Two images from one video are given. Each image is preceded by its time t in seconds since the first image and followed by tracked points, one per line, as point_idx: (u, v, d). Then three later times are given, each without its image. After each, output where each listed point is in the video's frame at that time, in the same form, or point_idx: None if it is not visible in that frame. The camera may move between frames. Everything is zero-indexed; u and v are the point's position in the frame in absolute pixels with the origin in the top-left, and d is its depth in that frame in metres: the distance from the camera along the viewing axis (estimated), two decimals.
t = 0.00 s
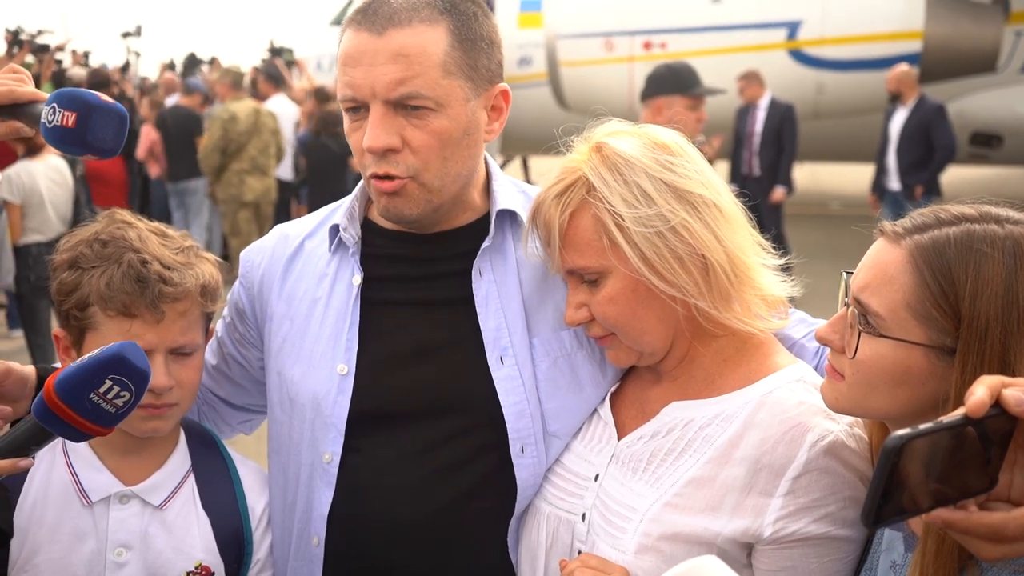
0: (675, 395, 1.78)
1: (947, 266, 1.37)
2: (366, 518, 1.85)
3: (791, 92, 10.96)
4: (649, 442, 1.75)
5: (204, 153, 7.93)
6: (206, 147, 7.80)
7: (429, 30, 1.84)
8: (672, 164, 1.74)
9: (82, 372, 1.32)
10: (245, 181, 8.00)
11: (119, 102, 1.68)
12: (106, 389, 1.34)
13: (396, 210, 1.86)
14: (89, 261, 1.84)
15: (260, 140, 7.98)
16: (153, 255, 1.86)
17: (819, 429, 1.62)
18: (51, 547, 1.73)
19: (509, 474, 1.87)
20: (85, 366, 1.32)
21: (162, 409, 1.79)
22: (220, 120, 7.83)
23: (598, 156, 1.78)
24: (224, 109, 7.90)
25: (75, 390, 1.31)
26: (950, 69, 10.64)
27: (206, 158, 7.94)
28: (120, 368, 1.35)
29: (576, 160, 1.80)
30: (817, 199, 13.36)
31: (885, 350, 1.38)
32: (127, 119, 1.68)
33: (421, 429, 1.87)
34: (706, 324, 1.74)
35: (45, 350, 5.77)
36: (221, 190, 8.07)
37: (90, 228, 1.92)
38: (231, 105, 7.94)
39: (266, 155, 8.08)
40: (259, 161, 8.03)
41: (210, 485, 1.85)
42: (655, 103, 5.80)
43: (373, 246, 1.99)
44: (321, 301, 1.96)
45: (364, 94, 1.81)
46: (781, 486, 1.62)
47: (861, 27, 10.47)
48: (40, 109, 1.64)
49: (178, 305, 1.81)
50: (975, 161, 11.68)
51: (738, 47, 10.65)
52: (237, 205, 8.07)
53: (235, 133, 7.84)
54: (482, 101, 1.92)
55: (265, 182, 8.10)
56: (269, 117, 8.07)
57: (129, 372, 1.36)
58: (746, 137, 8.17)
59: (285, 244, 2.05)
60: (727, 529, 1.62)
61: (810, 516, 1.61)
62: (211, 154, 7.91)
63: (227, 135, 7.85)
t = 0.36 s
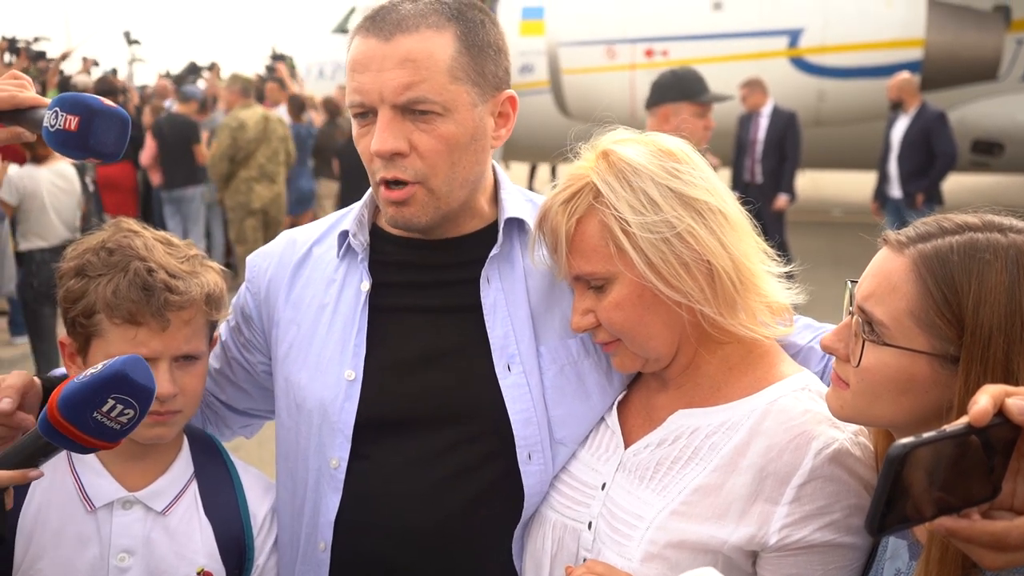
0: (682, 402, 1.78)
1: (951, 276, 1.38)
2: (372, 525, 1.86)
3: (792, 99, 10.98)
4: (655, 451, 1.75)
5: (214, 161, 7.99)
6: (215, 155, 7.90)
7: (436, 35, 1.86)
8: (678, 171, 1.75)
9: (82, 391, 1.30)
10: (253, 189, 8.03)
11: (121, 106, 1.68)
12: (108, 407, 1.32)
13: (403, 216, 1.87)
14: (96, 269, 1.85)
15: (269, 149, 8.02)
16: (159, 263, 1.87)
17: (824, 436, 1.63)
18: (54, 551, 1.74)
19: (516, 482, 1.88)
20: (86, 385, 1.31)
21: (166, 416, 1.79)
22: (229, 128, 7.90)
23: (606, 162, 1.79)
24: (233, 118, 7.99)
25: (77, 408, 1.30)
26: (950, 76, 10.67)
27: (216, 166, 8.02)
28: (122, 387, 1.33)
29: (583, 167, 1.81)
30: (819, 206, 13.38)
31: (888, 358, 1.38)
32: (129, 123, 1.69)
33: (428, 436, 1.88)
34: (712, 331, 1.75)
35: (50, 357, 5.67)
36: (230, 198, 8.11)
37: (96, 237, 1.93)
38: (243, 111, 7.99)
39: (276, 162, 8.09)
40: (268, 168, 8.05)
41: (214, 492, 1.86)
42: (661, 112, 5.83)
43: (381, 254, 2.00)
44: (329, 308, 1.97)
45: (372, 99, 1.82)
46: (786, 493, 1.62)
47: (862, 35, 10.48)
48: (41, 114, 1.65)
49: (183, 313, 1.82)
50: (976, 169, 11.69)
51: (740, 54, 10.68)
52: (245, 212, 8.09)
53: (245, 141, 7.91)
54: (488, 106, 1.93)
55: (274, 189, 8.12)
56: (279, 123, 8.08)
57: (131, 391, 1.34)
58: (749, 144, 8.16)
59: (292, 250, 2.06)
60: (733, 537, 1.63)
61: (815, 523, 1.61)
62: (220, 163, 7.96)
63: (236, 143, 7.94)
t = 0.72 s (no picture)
0: (682, 406, 1.79)
1: (934, 287, 1.38)
2: (372, 529, 1.86)
3: (790, 103, 10.99)
4: (655, 454, 1.75)
5: (222, 163, 8.02)
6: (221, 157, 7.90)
7: (458, 48, 1.87)
8: (680, 173, 1.76)
9: (78, 426, 1.29)
10: (260, 191, 8.03)
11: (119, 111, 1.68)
12: (101, 443, 1.32)
13: (416, 226, 1.86)
14: (94, 275, 1.85)
15: (279, 153, 8.05)
16: (157, 268, 1.88)
17: (823, 440, 1.63)
18: (54, 559, 1.74)
19: (518, 487, 1.88)
20: (81, 420, 1.29)
21: (165, 422, 1.80)
22: (238, 130, 7.88)
23: (609, 165, 1.79)
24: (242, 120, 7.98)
25: (70, 443, 1.29)
26: (947, 81, 10.69)
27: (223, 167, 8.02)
28: (116, 425, 1.32)
29: (586, 169, 1.81)
30: (817, 211, 13.39)
31: (876, 369, 1.39)
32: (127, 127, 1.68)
33: (432, 442, 1.88)
34: (712, 334, 1.76)
35: (49, 360, 5.66)
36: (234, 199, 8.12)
37: (96, 243, 1.94)
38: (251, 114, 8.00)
39: (283, 167, 8.12)
40: (276, 173, 8.06)
41: (213, 501, 1.85)
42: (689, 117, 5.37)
43: (385, 260, 2.00)
44: (332, 313, 1.98)
45: (391, 108, 1.83)
46: (785, 496, 1.63)
47: (859, 40, 10.49)
48: (38, 117, 1.65)
49: (181, 317, 1.82)
50: (974, 174, 11.68)
51: (738, 58, 10.71)
52: (249, 214, 8.10)
53: (252, 144, 7.93)
54: (503, 120, 1.94)
55: (280, 193, 8.13)
56: (288, 128, 8.08)
57: (125, 427, 1.33)
58: (747, 148, 8.18)
59: (293, 254, 2.06)
60: (732, 539, 1.63)
61: (813, 526, 1.61)
62: (227, 164, 8.00)
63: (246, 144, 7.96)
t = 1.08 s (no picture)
0: (675, 409, 1.80)
1: (932, 286, 1.39)
2: (367, 530, 1.86)
3: (784, 108, 11.01)
4: (649, 456, 1.76)
5: (227, 163, 8.03)
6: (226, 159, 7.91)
7: (466, 70, 1.87)
8: (676, 180, 1.77)
9: (64, 448, 1.31)
10: (264, 193, 8.01)
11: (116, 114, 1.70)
12: (88, 465, 1.32)
13: (417, 241, 1.90)
14: (100, 281, 1.87)
15: (283, 154, 8.06)
16: (162, 276, 1.89)
17: (814, 442, 1.64)
18: (59, 559, 1.75)
19: (511, 485, 1.89)
20: (66, 444, 1.30)
21: (169, 428, 1.81)
22: (244, 130, 7.95)
23: (605, 171, 1.80)
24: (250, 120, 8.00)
25: (57, 463, 1.31)
26: (941, 86, 10.72)
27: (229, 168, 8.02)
28: (101, 447, 1.32)
29: (582, 173, 1.82)
30: (812, 215, 13.42)
31: (871, 366, 1.40)
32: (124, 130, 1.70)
33: (426, 441, 1.89)
34: (706, 338, 1.77)
35: (44, 364, 5.70)
36: (239, 202, 8.12)
37: (101, 248, 1.96)
38: (258, 116, 8.04)
39: (287, 169, 8.12)
40: (279, 174, 8.05)
41: (216, 502, 1.86)
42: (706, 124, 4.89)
43: (380, 260, 2.01)
44: (327, 313, 1.99)
45: (397, 129, 1.82)
46: (777, 498, 1.64)
47: (853, 45, 10.52)
48: (37, 122, 1.67)
49: (186, 325, 1.84)
50: (968, 178, 11.72)
51: (733, 63, 10.76)
52: (254, 216, 8.09)
53: (258, 145, 7.95)
54: (505, 137, 1.95)
55: (284, 194, 8.12)
56: (294, 131, 8.12)
57: (112, 450, 1.33)
58: (745, 151, 8.20)
59: (290, 255, 2.07)
60: (724, 540, 1.64)
61: (804, 528, 1.63)
62: (233, 164, 8.00)
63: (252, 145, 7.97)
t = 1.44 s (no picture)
0: (674, 409, 1.80)
1: (928, 289, 1.40)
2: (363, 529, 1.86)
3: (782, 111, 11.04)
4: (646, 454, 1.77)
5: (236, 163, 8.02)
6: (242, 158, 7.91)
7: (470, 71, 1.88)
8: (676, 184, 1.77)
9: (97, 455, 1.32)
10: (280, 193, 8.03)
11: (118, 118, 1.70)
12: (121, 473, 1.34)
13: (405, 233, 1.90)
14: (97, 283, 1.88)
15: (292, 154, 8.07)
16: (159, 279, 1.89)
17: (812, 441, 1.65)
18: (55, 556, 1.74)
19: (510, 485, 1.89)
20: (100, 453, 1.32)
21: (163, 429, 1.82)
22: (255, 130, 7.95)
23: (605, 175, 1.80)
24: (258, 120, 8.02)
25: (90, 472, 1.32)
26: (939, 89, 10.77)
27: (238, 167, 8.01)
28: (135, 454, 1.34)
29: (582, 177, 1.82)
30: (809, 217, 13.44)
31: (868, 370, 1.41)
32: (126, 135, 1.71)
33: (422, 441, 1.89)
34: (705, 340, 1.77)
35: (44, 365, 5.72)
36: (252, 203, 8.09)
37: (98, 250, 1.96)
38: (267, 117, 8.06)
39: (297, 169, 8.15)
40: (289, 174, 8.08)
41: (211, 500, 1.87)
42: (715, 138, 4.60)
43: (376, 263, 2.01)
44: (323, 316, 1.99)
45: (396, 123, 1.83)
46: (775, 497, 1.64)
47: (850, 47, 10.55)
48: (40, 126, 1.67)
49: (182, 328, 1.84)
50: (965, 180, 11.77)
51: (731, 65, 10.80)
52: (273, 218, 8.07)
53: (268, 144, 7.95)
54: (501, 142, 1.96)
55: (298, 194, 8.14)
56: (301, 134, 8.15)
57: (144, 457, 1.35)
58: (753, 154, 8.19)
59: (287, 260, 2.07)
60: (722, 538, 1.64)
61: (801, 527, 1.63)
62: (242, 164, 7.99)
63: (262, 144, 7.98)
